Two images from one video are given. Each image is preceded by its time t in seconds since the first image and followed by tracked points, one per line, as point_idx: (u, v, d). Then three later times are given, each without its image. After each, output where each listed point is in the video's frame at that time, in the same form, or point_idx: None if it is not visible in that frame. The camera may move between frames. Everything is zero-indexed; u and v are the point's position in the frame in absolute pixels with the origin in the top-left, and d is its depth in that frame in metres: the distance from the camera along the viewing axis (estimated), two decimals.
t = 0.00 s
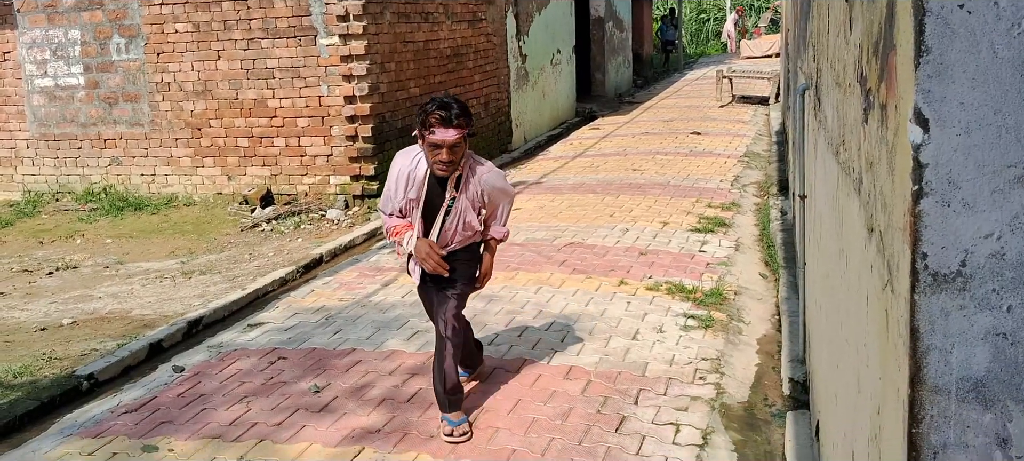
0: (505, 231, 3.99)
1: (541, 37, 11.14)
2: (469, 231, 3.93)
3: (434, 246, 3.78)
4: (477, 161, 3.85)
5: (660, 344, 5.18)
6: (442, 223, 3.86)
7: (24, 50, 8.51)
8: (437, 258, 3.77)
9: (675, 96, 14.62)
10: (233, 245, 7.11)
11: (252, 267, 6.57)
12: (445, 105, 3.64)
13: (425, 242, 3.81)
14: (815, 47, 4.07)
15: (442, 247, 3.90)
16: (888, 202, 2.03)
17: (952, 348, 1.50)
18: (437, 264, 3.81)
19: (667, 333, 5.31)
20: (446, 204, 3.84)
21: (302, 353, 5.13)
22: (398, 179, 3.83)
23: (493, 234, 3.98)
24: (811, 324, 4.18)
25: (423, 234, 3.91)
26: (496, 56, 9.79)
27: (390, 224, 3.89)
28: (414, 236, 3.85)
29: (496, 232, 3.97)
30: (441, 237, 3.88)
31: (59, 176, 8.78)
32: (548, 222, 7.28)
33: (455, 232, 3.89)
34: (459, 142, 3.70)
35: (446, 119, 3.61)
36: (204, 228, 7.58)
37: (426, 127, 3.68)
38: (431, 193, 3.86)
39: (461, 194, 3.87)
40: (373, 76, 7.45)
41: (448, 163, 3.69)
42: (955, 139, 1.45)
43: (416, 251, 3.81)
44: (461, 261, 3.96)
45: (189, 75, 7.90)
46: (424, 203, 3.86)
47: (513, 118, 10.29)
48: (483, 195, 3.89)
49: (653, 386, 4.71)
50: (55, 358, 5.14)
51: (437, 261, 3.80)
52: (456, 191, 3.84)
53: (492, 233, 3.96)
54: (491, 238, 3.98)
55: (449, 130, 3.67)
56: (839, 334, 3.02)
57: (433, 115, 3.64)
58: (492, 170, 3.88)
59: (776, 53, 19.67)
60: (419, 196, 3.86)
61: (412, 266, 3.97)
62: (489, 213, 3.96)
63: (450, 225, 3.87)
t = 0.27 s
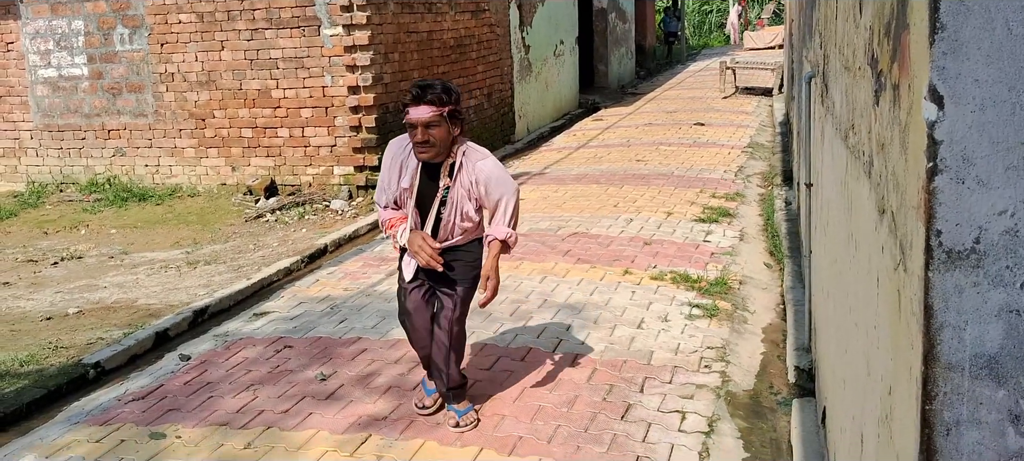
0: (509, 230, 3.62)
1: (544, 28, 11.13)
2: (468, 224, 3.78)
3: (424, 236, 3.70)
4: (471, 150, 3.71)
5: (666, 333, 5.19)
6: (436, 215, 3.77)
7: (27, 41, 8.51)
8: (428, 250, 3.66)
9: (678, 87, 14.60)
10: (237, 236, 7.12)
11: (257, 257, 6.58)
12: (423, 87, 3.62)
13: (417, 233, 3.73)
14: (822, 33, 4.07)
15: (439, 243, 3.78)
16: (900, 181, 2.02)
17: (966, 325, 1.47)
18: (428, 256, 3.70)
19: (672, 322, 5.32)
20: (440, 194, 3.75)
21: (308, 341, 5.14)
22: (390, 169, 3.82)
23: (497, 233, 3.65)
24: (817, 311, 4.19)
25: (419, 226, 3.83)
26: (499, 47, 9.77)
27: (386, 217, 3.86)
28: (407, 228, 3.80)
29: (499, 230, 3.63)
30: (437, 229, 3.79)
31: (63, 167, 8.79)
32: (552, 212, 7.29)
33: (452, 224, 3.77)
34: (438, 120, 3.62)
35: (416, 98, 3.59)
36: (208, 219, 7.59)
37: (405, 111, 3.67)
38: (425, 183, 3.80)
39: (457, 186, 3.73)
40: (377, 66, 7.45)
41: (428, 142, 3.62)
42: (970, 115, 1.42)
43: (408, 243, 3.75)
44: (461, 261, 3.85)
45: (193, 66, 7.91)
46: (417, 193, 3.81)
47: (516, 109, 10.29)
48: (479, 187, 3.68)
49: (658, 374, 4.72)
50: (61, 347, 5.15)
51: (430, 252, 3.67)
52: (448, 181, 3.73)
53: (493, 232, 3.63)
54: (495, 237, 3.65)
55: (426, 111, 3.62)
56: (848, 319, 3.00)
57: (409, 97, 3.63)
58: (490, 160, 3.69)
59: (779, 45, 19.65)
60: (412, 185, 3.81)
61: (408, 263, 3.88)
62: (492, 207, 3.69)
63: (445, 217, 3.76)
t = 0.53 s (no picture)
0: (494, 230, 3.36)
1: (548, 19, 11.12)
2: (457, 229, 3.48)
3: (409, 249, 3.44)
4: (447, 151, 3.43)
5: (671, 323, 5.19)
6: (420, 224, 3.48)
7: (32, 31, 8.51)
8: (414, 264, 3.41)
9: (682, 79, 14.58)
10: (242, 227, 7.13)
11: (262, 248, 6.59)
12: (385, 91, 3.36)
13: (402, 247, 3.47)
14: (829, 23, 4.09)
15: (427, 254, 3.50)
16: (912, 166, 2.02)
17: (979, 307, 1.46)
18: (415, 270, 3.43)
19: (677, 312, 5.33)
20: (421, 201, 3.46)
21: (315, 331, 5.15)
22: (371, 180, 3.59)
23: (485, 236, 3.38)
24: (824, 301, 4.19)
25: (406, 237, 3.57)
26: (503, 39, 9.77)
27: (374, 231, 3.62)
28: (393, 240, 3.55)
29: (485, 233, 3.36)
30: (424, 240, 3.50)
31: (68, 158, 8.80)
32: (557, 203, 7.29)
33: (439, 231, 3.47)
34: (399, 125, 3.34)
35: (375, 103, 3.34)
36: (213, 210, 7.60)
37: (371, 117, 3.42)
38: (406, 191, 3.53)
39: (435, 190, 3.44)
40: (381, 57, 7.45)
41: (390, 150, 3.35)
42: (984, 99, 1.42)
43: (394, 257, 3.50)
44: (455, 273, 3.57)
45: (198, 57, 7.93)
46: (400, 204, 3.54)
47: (519, 101, 10.29)
48: (460, 189, 3.39)
49: (664, 364, 4.73)
50: (68, 336, 5.17)
51: (415, 264, 3.42)
52: (426, 186, 3.44)
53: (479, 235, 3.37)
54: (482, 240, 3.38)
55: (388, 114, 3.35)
56: (857, 307, 3.00)
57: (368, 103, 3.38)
58: (467, 159, 3.40)
59: (783, 37, 19.62)
60: (393, 196, 3.54)
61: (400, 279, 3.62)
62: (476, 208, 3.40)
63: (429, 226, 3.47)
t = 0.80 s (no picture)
0: (486, 232, 3.32)
1: (552, 15, 11.12)
2: (436, 238, 3.36)
3: (392, 260, 3.30)
4: (428, 155, 3.31)
5: (677, 319, 5.20)
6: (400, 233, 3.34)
7: (37, 27, 8.51)
8: (399, 275, 3.27)
9: (686, 75, 14.56)
10: (248, 222, 7.14)
11: (268, 243, 6.60)
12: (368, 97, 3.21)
13: (383, 258, 3.32)
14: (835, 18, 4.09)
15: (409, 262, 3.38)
16: (926, 161, 2.02)
17: (991, 300, 1.46)
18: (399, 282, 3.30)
19: (683, 308, 5.33)
20: (400, 209, 3.32)
21: (321, 326, 5.17)
22: (345, 188, 3.43)
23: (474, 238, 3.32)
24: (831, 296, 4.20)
25: (383, 246, 3.41)
26: (507, 34, 9.76)
27: (348, 241, 3.46)
28: (371, 250, 3.39)
29: (475, 235, 3.30)
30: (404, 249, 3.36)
31: (73, 154, 8.81)
32: (562, 199, 7.29)
33: (418, 240, 3.34)
34: (385, 132, 3.21)
35: (359, 110, 3.19)
36: (219, 206, 7.61)
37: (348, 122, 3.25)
38: (382, 199, 3.38)
39: (416, 197, 3.32)
40: (386, 53, 7.46)
41: (376, 159, 3.22)
42: (998, 94, 1.41)
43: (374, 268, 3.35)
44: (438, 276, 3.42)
45: (203, 52, 7.93)
46: (376, 211, 3.39)
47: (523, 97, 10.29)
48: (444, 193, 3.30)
49: (670, 359, 4.74)
50: (76, 331, 5.18)
51: (399, 277, 3.28)
52: (406, 194, 3.31)
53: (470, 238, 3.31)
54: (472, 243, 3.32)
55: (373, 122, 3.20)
56: (867, 301, 3.00)
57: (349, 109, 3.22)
58: (450, 162, 3.30)
59: (787, 33, 19.60)
60: (369, 203, 3.39)
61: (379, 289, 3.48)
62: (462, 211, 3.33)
63: (410, 234, 3.33)
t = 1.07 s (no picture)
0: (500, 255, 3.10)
1: (578, 10, 11.09)
2: (453, 262, 3.05)
3: (406, 283, 2.97)
4: (457, 171, 3.01)
5: (705, 313, 5.18)
6: (416, 253, 3.03)
7: (68, 22, 8.61)
8: (412, 299, 2.96)
9: (712, 70, 14.49)
10: (275, 216, 7.19)
11: (296, 237, 6.64)
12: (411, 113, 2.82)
13: (394, 279, 2.99)
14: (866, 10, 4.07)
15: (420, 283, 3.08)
16: (965, 152, 1.98)
17: None
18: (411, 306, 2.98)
19: (711, 303, 5.31)
20: (420, 227, 3.01)
21: (349, 319, 5.19)
22: (360, 196, 3.04)
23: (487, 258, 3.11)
24: (862, 291, 4.16)
25: (395, 263, 3.09)
26: (533, 29, 9.76)
27: (354, 252, 3.11)
28: (382, 268, 3.06)
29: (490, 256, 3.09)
30: (417, 268, 3.05)
31: (103, 148, 8.92)
32: (588, 194, 7.28)
33: (431, 262, 3.03)
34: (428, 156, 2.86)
35: (405, 130, 2.79)
36: (246, 200, 7.66)
37: (386, 139, 2.83)
38: (400, 213, 3.04)
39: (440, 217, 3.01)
40: (413, 47, 7.48)
41: (417, 184, 2.88)
42: None
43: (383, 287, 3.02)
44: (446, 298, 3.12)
45: (231, 47, 8.03)
46: (390, 225, 3.06)
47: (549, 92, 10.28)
48: (469, 214, 3.02)
49: (698, 354, 4.71)
50: (107, 323, 5.24)
51: (411, 300, 2.96)
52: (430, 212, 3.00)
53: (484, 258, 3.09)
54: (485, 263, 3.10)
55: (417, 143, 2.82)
56: (901, 294, 2.96)
57: (392, 126, 2.80)
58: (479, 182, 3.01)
59: (814, 28, 19.45)
60: (386, 217, 3.05)
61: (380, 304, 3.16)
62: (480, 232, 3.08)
63: (426, 255, 3.02)
